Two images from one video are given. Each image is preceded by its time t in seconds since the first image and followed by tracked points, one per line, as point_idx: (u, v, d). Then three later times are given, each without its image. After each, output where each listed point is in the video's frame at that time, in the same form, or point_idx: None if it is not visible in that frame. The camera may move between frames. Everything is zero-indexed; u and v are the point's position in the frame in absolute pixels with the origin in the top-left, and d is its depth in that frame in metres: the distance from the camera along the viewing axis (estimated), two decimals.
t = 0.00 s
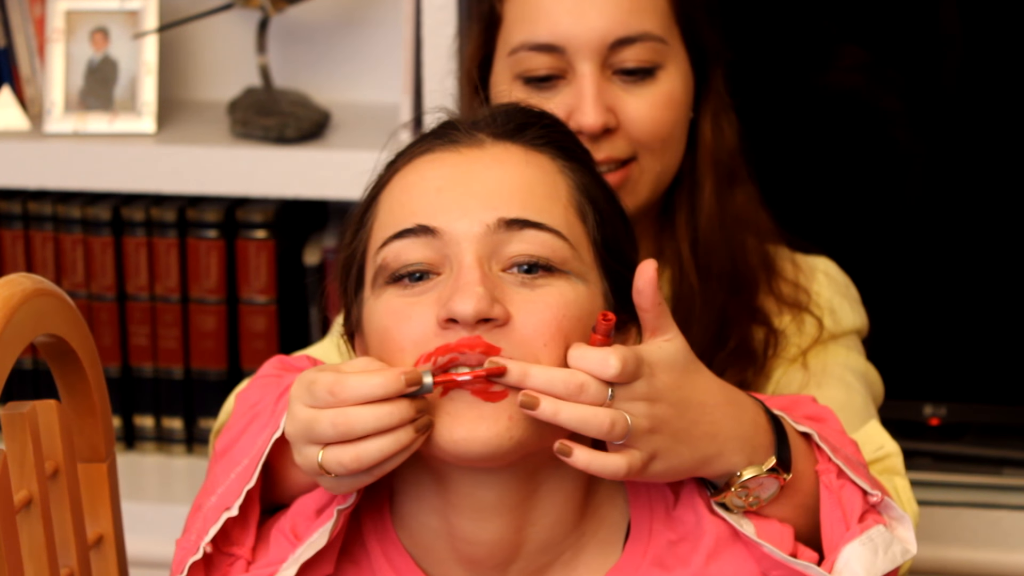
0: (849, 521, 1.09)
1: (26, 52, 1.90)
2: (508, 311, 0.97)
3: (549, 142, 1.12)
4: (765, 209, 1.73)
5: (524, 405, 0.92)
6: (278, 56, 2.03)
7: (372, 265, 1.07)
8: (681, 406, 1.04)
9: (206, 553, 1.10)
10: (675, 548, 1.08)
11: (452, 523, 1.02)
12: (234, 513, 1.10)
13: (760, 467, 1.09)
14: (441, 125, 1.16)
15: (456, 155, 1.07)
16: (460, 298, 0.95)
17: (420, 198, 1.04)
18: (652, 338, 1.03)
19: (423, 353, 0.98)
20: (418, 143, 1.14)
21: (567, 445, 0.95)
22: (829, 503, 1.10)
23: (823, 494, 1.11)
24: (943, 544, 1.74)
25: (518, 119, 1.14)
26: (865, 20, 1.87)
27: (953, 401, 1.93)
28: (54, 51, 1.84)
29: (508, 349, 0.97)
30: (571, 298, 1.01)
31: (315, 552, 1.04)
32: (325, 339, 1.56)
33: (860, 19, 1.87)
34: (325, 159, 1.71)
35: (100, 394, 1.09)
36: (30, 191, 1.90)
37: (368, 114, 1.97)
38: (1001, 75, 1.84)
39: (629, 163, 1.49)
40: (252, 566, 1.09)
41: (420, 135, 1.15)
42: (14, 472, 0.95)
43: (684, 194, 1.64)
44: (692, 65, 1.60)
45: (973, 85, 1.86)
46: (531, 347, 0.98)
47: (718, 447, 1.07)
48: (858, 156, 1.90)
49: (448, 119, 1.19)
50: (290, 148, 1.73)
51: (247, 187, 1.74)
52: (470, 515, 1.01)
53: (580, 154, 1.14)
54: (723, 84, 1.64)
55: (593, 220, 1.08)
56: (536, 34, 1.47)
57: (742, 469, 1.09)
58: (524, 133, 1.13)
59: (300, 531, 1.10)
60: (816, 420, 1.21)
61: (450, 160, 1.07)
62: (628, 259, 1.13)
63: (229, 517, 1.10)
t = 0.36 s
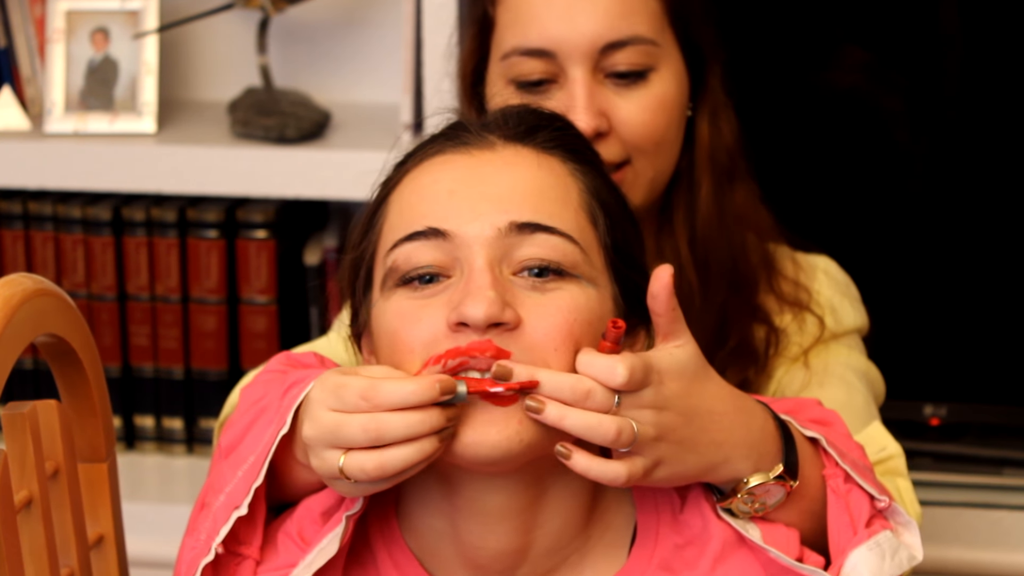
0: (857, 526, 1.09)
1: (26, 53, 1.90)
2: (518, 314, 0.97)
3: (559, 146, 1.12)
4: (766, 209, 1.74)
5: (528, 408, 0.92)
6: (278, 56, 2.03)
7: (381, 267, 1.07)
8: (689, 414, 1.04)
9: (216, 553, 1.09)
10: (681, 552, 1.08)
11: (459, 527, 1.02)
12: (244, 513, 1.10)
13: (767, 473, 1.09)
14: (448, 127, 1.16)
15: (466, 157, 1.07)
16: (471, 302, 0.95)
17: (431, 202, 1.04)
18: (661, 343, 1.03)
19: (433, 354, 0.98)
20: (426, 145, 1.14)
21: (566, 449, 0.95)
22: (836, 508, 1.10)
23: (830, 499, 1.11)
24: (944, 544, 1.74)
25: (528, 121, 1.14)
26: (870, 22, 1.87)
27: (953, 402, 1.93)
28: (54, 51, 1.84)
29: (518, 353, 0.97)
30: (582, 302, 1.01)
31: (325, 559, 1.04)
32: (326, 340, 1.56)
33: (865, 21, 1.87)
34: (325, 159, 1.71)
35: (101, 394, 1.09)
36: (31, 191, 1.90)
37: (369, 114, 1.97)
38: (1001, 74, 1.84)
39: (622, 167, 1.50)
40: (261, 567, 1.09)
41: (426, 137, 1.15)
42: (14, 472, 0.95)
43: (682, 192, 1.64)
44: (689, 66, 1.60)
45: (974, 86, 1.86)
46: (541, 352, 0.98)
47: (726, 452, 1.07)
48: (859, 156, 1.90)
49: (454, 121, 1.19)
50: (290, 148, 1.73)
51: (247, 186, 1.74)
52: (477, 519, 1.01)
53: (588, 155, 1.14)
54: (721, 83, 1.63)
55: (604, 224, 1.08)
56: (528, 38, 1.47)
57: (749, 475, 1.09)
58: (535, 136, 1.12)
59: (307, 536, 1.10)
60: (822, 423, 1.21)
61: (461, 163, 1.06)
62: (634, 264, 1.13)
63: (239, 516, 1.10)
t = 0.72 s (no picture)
0: (861, 527, 1.09)
1: (26, 53, 1.90)
2: (524, 316, 0.97)
3: (558, 145, 1.12)
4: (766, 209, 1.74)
5: (542, 406, 0.93)
6: (279, 56, 2.03)
7: (382, 270, 1.07)
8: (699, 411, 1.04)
9: (213, 560, 1.10)
10: (684, 552, 1.08)
11: (463, 529, 1.02)
12: (241, 519, 1.10)
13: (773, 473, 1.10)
14: (447, 127, 1.16)
15: (466, 159, 1.07)
16: (475, 306, 0.95)
17: (432, 205, 1.03)
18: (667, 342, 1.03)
19: (435, 357, 0.98)
20: (426, 146, 1.13)
21: (582, 444, 0.96)
22: (841, 509, 1.10)
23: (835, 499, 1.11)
24: (945, 544, 1.74)
25: (528, 122, 1.14)
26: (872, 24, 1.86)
27: (955, 401, 1.93)
28: (55, 52, 1.84)
29: (524, 356, 0.97)
30: (585, 303, 1.01)
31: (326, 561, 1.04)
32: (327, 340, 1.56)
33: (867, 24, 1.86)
34: (325, 159, 1.71)
35: (101, 394, 1.09)
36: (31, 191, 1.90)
37: (370, 114, 1.97)
38: (1002, 74, 1.83)
39: (621, 173, 1.48)
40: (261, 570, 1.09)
41: (424, 138, 1.15)
42: (15, 472, 0.95)
43: (681, 193, 1.64)
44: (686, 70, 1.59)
45: (974, 86, 1.86)
46: (546, 354, 0.98)
47: (733, 452, 1.08)
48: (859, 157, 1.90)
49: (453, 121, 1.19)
50: (290, 148, 1.73)
51: (247, 186, 1.74)
52: (481, 521, 1.01)
53: (588, 155, 1.15)
54: (718, 83, 1.63)
55: (605, 224, 1.08)
56: (524, 45, 1.47)
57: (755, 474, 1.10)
58: (534, 136, 1.12)
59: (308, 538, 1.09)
60: (826, 425, 1.21)
61: (461, 164, 1.06)
62: (636, 264, 1.13)
63: (235, 522, 1.10)
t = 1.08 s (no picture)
0: (860, 529, 1.09)
1: (25, 53, 1.90)
2: (522, 318, 0.97)
3: (557, 146, 1.12)
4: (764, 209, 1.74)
5: (546, 406, 0.93)
6: (279, 56, 2.03)
7: (381, 271, 1.07)
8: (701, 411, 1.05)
9: (206, 562, 1.10)
10: (682, 551, 1.08)
11: (461, 530, 1.02)
12: (232, 522, 1.10)
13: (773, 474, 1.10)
14: (447, 127, 1.16)
15: (466, 160, 1.07)
16: (474, 307, 0.95)
17: (431, 206, 1.03)
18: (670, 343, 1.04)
19: (435, 357, 0.98)
20: (426, 146, 1.13)
21: (588, 446, 0.96)
22: (840, 510, 1.10)
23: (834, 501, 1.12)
24: (945, 544, 1.74)
25: (527, 122, 1.14)
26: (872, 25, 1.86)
27: (954, 401, 1.93)
28: (55, 51, 1.84)
29: (524, 356, 0.97)
30: (584, 304, 1.01)
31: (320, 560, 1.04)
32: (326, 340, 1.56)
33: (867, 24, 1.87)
34: (325, 160, 1.71)
35: (101, 394, 1.09)
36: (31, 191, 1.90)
37: (369, 114, 1.97)
38: (1001, 74, 1.83)
39: (617, 172, 1.49)
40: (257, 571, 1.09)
41: (423, 139, 1.15)
42: (15, 471, 0.95)
43: (677, 193, 1.64)
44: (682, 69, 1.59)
45: (974, 86, 1.86)
46: (545, 354, 0.98)
47: (734, 452, 1.08)
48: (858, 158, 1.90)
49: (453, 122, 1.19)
50: (290, 148, 1.73)
51: (246, 187, 1.74)
52: (478, 523, 1.01)
53: (587, 156, 1.15)
54: (714, 84, 1.63)
55: (604, 225, 1.08)
56: (519, 45, 1.47)
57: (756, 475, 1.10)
58: (534, 137, 1.12)
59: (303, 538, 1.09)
60: (826, 427, 1.21)
61: (460, 165, 1.06)
62: (635, 264, 1.13)
63: (227, 525, 1.10)
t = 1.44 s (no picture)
0: (861, 530, 1.09)
1: (26, 53, 1.90)
2: (520, 320, 0.97)
3: (555, 147, 1.12)
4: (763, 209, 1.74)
5: (542, 410, 0.93)
6: (279, 56, 2.03)
7: (380, 273, 1.07)
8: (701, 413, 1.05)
9: (204, 561, 1.10)
10: (681, 551, 1.08)
11: (459, 532, 1.02)
12: (228, 520, 1.10)
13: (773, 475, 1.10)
14: (445, 128, 1.16)
15: (464, 162, 1.07)
16: (473, 310, 0.95)
17: (430, 208, 1.04)
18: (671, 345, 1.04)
19: (435, 361, 0.97)
20: (424, 147, 1.14)
21: (584, 448, 0.96)
22: (841, 511, 1.10)
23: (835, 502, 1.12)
24: (945, 544, 1.74)
25: (526, 123, 1.14)
26: (871, 25, 1.87)
27: (955, 402, 1.94)
28: (55, 51, 1.85)
29: (523, 359, 0.97)
30: (582, 305, 1.01)
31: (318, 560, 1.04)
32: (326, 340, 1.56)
33: (866, 24, 1.87)
34: (325, 160, 1.71)
35: (101, 393, 1.09)
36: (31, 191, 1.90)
37: (369, 114, 1.97)
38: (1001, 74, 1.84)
39: (615, 172, 1.49)
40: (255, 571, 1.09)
41: (422, 140, 1.15)
42: (15, 472, 0.95)
43: (676, 193, 1.64)
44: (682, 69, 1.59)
45: (974, 87, 1.86)
46: (544, 357, 0.98)
47: (734, 454, 1.07)
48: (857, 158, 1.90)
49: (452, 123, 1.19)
50: (290, 148, 1.73)
51: (246, 187, 1.74)
52: (476, 524, 1.01)
53: (585, 156, 1.15)
54: (714, 84, 1.63)
55: (602, 226, 1.08)
56: (518, 46, 1.47)
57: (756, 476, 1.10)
58: (532, 138, 1.12)
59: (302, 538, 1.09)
60: (826, 428, 1.21)
61: (458, 167, 1.06)
62: (634, 265, 1.13)
63: (223, 523, 1.10)
